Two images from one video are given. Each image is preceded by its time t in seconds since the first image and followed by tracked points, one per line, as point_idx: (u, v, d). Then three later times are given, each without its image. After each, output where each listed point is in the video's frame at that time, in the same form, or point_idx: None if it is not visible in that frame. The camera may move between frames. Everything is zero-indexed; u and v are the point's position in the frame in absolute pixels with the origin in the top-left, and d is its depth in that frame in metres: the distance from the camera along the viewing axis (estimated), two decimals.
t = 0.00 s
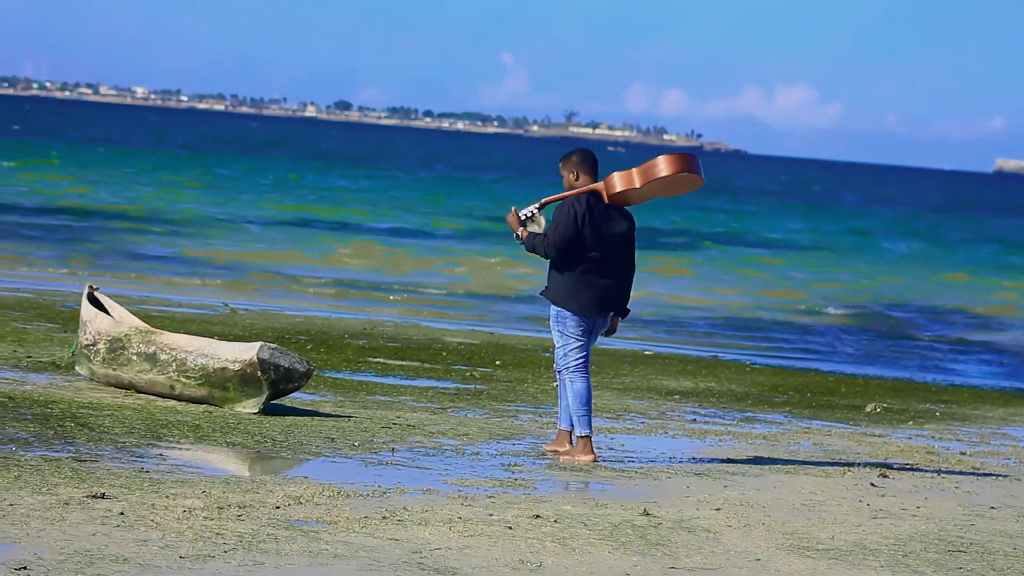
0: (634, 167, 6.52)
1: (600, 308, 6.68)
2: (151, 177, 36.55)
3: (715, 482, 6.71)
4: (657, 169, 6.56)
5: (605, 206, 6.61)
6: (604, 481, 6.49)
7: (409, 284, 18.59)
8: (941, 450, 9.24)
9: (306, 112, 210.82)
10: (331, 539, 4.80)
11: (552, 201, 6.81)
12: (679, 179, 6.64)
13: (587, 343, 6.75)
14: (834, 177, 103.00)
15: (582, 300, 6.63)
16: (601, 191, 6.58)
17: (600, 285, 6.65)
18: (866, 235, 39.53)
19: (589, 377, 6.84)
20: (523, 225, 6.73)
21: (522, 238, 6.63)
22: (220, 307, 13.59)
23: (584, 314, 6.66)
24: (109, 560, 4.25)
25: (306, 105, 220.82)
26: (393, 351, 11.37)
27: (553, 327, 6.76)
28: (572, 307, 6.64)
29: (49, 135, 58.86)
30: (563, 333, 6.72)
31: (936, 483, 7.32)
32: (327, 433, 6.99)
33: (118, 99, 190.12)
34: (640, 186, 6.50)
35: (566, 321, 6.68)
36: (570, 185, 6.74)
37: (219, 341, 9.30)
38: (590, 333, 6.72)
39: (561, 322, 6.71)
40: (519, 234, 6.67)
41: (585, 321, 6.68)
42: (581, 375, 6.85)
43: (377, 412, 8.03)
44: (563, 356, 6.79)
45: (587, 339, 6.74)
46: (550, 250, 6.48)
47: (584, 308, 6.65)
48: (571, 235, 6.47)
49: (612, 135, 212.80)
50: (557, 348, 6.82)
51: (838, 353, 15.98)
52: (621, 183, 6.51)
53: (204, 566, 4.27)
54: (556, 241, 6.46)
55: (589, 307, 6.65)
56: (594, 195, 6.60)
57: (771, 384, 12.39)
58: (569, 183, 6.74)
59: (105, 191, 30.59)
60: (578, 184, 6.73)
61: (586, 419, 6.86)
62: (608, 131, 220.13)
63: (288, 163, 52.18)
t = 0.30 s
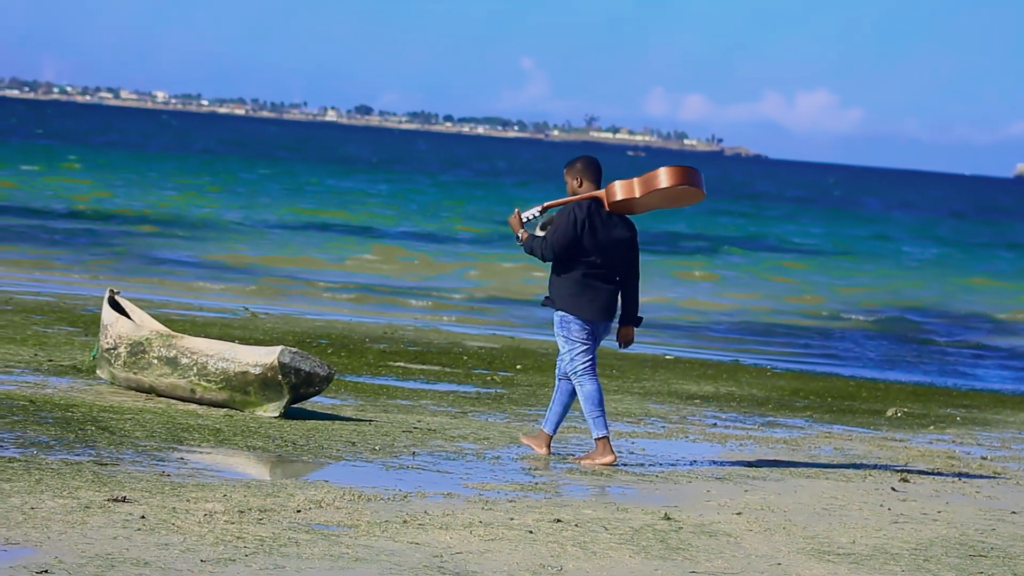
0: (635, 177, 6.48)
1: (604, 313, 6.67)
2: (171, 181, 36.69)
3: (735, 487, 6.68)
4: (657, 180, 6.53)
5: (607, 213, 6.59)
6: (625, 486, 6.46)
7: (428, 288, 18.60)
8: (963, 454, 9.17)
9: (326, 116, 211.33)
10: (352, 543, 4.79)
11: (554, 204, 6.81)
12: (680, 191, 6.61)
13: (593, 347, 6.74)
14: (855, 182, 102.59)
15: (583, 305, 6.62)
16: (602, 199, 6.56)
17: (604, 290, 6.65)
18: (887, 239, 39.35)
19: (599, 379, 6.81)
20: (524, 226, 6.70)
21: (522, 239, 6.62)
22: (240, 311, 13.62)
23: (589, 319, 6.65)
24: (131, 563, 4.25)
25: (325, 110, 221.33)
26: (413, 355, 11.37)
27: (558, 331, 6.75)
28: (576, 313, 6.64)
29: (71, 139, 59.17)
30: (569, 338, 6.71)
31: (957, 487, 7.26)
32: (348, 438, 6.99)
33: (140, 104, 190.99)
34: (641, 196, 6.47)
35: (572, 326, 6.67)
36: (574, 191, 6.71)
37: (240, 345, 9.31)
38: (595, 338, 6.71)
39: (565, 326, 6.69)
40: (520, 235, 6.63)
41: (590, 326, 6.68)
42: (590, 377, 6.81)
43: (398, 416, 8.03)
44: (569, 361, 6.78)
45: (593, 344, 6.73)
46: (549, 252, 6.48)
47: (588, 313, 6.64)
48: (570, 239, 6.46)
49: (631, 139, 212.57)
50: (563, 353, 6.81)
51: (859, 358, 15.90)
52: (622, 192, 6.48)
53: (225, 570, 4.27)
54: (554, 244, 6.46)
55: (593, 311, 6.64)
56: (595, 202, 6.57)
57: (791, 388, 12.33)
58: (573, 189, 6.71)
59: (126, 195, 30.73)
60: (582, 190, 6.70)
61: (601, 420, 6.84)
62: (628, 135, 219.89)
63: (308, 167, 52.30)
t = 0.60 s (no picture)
0: (640, 177, 6.53)
1: (602, 312, 6.65)
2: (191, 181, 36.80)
3: (756, 487, 6.64)
4: (661, 181, 6.59)
5: (611, 211, 6.62)
6: (646, 486, 6.43)
7: (449, 288, 18.61)
8: (984, 454, 9.11)
9: (346, 116, 211.87)
10: (373, 542, 4.78)
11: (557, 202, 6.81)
12: (682, 191, 6.67)
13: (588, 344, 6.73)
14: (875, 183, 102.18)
15: (583, 304, 6.60)
16: (606, 197, 6.59)
17: (602, 288, 6.62)
18: (907, 240, 39.16)
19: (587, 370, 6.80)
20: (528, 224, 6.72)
21: (527, 237, 6.61)
22: (261, 311, 13.65)
23: (586, 318, 6.63)
24: (152, 563, 4.25)
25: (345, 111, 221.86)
26: (434, 355, 11.37)
27: (554, 328, 6.73)
28: (574, 310, 6.61)
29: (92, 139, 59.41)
30: (564, 335, 6.70)
31: (978, 488, 7.21)
32: (369, 437, 6.98)
33: (161, 105, 191.76)
34: (645, 196, 6.52)
35: (568, 324, 6.65)
36: (577, 189, 6.68)
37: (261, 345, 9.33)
38: (589, 337, 6.69)
39: (562, 324, 6.67)
40: (524, 232, 6.64)
41: (586, 326, 6.65)
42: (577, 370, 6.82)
43: (418, 416, 8.02)
44: (559, 357, 6.77)
45: (587, 342, 6.72)
46: (553, 249, 6.47)
47: (584, 313, 6.62)
48: (573, 235, 6.47)
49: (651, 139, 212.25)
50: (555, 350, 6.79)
51: (880, 358, 15.82)
52: (626, 192, 6.52)
53: (246, 570, 4.27)
54: (558, 240, 6.46)
55: (592, 310, 6.62)
56: (599, 200, 6.60)
57: (812, 388, 12.28)
58: (576, 186, 6.68)
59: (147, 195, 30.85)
60: (586, 188, 6.68)
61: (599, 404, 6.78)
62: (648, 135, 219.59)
63: (327, 167, 52.37)
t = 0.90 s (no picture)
0: (647, 176, 6.57)
1: (600, 312, 6.74)
2: (213, 183, 36.94)
3: (779, 488, 6.60)
4: (668, 180, 6.60)
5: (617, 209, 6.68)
6: (668, 487, 6.39)
7: (470, 290, 18.58)
8: (1007, 456, 9.03)
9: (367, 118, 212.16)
10: (396, 543, 4.76)
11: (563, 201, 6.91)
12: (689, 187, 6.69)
13: (580, 342, 6.83)
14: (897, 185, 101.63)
15: (583, 303, 6.70)
16: (613, 195, 6.65)
17: (603, 288, 6.71)
18: (929, 241, 38.93)
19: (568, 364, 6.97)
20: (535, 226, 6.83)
21: (535, 240, 6.68)
22: (283, 313, 13.64)
23: (583, 318, 6.73)
24: (174, 564, 4.25)
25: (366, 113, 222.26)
26: (455, 357, 11.36)
27: (551, 322, 6.84)
28: (573, 308, 6.71)
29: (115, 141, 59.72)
30: (559, 329, 6.81)
31: (1003, 489, 7.14)
32: (391, 439, 6.98)
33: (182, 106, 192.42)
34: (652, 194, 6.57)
35: (565, 320, 6.75)
36: (581, 187, 6.79)
37: (283, 347, 9.34)
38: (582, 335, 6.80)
39: (559, 319, 6.78)
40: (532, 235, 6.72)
41: (583, 325, 6.76)
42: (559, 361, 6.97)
43: (441, 417, 8.01)
44: (547, 347, 6.90)
45: (580, 341, 6.83)
46: (563, 251, 6.54)
47: (583, 312, 6.72)
48: (583, 236, 6.54)
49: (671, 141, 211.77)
50: (547, 340, 6.90)
51: (903, 360, 15.72)
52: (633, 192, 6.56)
53: (268, 571, 4.26)
54: (568, 242, 6.53)
55: (591, 312, 6.72)
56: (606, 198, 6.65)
57: (834, 390, 12.21)
58: (580, 184, 6.79)
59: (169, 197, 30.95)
60: (589, 185, 6.78)
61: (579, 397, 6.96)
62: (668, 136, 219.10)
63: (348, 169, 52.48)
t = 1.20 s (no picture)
0: (660, 172, 6.61)
1: (615, 308, 6.70)
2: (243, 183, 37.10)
3: (810, 488, 6.54)
4: (681, 174, 6.66)
5: (630, 207, 6.66)
6: (699, 487, 6.35)
7: (499, 290, 18.56)
8: None
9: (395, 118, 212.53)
10: (426, 543, 4.75)
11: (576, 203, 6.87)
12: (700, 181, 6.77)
13: (591, 341, 6.79)
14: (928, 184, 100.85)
15: (598, 300, 6.66)
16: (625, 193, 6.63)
17: (617, 285, 6.67)
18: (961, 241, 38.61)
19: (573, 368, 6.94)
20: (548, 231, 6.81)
21: (552, 245, 6.64)
22: (314, 313, 13.68)
23: (597, 315, 6.69)
24: (205, 564, 4.24)
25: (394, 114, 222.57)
26: (486, 356, 11.35)
27: (563, 318, 6.81)
28: (586, 305, 6.68)
29: (146, 140, 60.07)
30: (571, 326, 6.78)
31: None
32: (422, 438, 6.96)
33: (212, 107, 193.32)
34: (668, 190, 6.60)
35: (578, 317, 6.72)
36: (592, 187, 6.75)
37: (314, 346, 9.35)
38: (594, 332, 6.76)
39: (571, 316, 6.75)
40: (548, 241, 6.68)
41: (596, 322, 6.72)
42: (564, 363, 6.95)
43: (471, 417, 7.99)
44: (559, 344, 6.87)
45: (591, 339, 6.79)
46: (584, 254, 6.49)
47: (596, 309, 6.68)
48: (601, 237, 6.49)
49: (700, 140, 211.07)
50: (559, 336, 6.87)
51: (934, 360, 15.59)
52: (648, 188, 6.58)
53: (300, 571, 4.26)
54: (586, 243, 6.48)
55: (604, 312, 6.68)
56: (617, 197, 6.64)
57: (865, 390, 12.12)
58: (590, 184, 6.75)
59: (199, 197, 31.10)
60: (600, 185, 6.74)
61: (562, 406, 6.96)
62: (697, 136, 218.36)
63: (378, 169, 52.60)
